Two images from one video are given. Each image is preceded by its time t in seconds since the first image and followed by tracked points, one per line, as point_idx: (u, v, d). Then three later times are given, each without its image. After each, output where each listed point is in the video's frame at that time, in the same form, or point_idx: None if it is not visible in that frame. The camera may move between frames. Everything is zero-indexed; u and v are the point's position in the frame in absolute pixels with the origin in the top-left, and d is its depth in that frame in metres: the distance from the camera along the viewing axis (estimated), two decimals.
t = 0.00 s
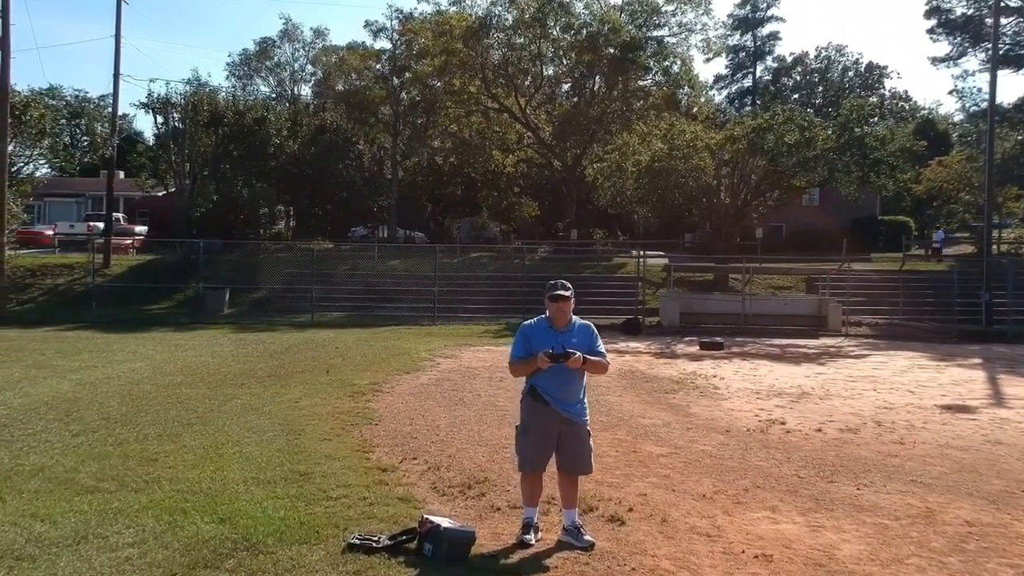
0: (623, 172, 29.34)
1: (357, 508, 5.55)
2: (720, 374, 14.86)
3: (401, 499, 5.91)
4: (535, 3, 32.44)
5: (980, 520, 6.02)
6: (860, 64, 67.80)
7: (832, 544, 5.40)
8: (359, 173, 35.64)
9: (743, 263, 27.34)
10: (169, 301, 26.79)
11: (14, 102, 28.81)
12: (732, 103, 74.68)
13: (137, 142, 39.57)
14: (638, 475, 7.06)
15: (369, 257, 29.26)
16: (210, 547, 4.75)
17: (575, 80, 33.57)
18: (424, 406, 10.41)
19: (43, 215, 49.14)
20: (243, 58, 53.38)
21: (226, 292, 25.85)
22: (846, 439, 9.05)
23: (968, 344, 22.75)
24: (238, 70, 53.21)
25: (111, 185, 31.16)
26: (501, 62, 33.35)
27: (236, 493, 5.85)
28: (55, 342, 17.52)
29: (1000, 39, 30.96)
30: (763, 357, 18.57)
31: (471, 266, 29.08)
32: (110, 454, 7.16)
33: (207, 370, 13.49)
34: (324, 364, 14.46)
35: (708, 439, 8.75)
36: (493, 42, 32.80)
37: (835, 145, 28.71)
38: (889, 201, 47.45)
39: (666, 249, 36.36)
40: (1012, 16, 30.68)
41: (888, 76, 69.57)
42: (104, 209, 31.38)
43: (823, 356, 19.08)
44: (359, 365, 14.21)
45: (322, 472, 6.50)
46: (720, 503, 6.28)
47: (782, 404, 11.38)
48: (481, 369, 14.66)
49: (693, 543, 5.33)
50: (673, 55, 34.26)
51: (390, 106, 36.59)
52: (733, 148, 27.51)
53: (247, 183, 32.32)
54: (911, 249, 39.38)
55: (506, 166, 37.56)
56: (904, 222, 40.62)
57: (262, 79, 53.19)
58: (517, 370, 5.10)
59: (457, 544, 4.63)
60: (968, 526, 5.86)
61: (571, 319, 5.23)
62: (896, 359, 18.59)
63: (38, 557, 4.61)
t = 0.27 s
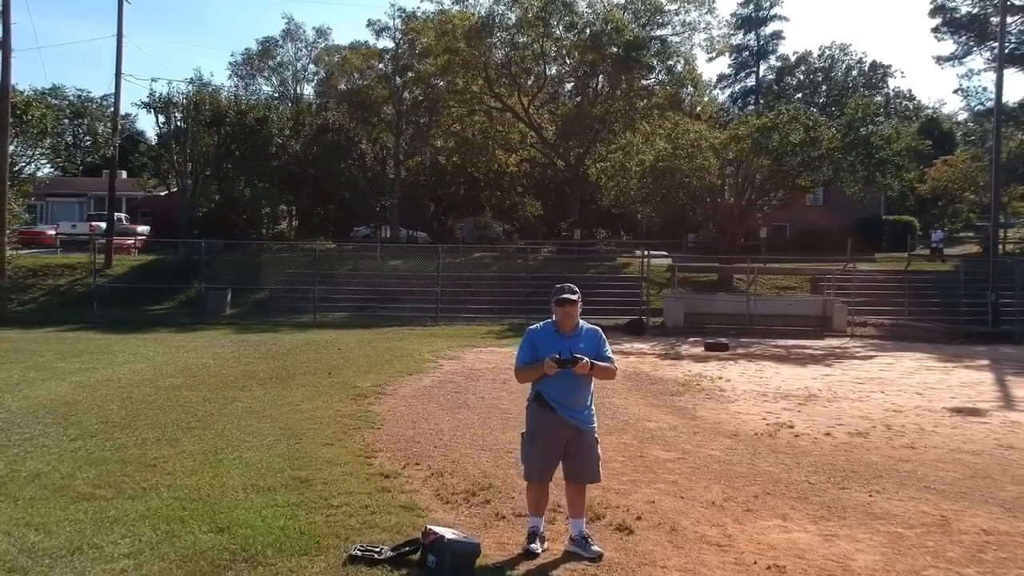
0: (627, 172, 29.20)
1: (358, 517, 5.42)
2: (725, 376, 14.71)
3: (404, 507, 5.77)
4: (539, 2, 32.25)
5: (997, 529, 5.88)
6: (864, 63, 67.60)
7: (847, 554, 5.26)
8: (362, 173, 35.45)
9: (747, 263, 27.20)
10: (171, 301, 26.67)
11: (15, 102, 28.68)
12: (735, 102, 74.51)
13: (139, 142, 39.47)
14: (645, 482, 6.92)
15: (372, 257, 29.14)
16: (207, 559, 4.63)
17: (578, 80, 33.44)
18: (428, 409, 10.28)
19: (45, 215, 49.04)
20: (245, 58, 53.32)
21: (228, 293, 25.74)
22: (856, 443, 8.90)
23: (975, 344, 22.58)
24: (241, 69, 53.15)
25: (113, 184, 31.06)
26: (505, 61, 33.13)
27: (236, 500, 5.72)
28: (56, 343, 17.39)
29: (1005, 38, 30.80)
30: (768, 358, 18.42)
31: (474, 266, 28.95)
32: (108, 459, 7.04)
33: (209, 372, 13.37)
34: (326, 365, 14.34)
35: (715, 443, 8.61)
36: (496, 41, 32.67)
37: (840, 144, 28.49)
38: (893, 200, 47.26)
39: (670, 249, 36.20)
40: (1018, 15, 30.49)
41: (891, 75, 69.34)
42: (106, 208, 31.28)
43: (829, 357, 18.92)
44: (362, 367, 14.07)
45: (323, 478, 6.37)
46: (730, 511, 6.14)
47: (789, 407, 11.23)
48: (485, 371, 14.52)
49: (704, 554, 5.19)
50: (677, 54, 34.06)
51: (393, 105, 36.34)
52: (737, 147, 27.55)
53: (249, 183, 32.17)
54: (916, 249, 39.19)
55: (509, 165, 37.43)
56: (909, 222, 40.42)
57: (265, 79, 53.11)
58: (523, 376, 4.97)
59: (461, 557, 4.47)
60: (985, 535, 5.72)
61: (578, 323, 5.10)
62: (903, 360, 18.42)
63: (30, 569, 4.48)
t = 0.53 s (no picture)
0: (630, 172, 29.08)
1: (360, 527, 5.30)
2: (730, 378, 14.58)
3: (406, 515, 5.65)
4: (542, 1, 32.13)
5: (1013, 538, 5.76)
6: (868, 62, 67.41)
7: (859, 565, 5.14)
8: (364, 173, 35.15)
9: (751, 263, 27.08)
10: (173, 302, 26.57)
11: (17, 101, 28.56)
12: (738, 102, 74.34)
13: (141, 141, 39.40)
14: (652, 488, 6.80)
15: (374, 257, 29.05)
16: (204, 572, 4.51)
17: (581, 80, 33.32)
18: (431, 413, 10.17)
19: (47, 215, 48.97)
20: (248, 57, 53.28)
21: (230, 293, 25.65)
22: (865, 447, 8.77)
23: (981, 346, 22.43)
24: (243, 69, 53.11)
25: (115, 184, 30.97)
26: (508, 61, 33.01)
27: (235, 509, 5.61)
28: (57, 345, 17.29)
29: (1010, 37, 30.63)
30: (773, 360, 18.29)
31: (477, 267, 28.83)
32: (106, 465, 6.92)
33: (210, 374, 13.26)
34: (328, 367, 14.23)
35: (722, 448, 8.49)
36: (498, 41, 32.53)
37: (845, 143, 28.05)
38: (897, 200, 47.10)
39: (673, 249, 36.06)
40: (1023, 14, 30.31)
41: (895, 74, 69.10)
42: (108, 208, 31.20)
43: (834, 358, 18.79)
44: (364, 369, 13.96)
45: (324, 485, 6.26)
46: (739, 519, 6.02)
47: (796, 410, 11.10)
48: (488, 373, 14.40)
49: (713, 565, 5.07)
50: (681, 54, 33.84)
51: (395, 105, 36.00)
52: (742, 146, 27.67)
53: (251, 183, 32.06)
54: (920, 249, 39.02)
55: (511, 165, 37.33)
56: (913, 221, 40.25)
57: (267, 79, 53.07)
58: (528, 382, 4.86)
59: (464, 569, 4.38)
60: (1000, 545, 5.60)
61: (584, 329, 4.98)
62: (909, 362, 18.27)
63: None
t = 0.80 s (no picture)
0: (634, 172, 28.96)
1: (361, 538, 5.20)
2: (735, 381, 14.46)
3: (408, 525, 5.55)
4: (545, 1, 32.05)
5: None
6: (871, 62, 67.22)
7: None
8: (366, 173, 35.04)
9: (755, 264, 26.98)
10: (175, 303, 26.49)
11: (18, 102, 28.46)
12: (741, 102, 74.21)
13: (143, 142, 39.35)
14: (658, 496, 6.69)
15: (376, 258, 28.96)
16: None
17: (584, 80, 33.21)
18: (433, 417, 10.07)
19: (49, 215, 48.89)
20: (250, 57, 53.24)
21: (231, 294, 25.57)
22: (872, 453, 8.66)
23: (987, 347, 22.28)
24: (246, 69, 53.08)
25: (117, 185, 30.90)
26: (510, 61, 32.94)
27: (234, 518, 5.52)
28: (58, 347, 17.20)
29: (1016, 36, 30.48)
30: (777, 362, 18.17)
31: (480, 268, 28.73)
32: (104, 472, 6.82)
33: (211, 377, 13.18)
34: (330, 370, 14.14)
35: (728, 454, 8.38)
36: (501, 41, 32.48)
37: (849, 144, 28.03)
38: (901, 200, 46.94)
39: (676, 250, 35.94)
40: None
41: (899, 74, 68.88)
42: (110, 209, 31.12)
43: (839, 360, 18.66)
44: (366, 372, 13.86)
45: (324, 494, 6.15)
46: (747, 529, 5.91)
47: (802, 414, 10.99)
48: (490, 375, 14.29)
49: None
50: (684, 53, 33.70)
51: (398, 105, 36.14)
52: (746, 148, 27.23)
53: (253, 184, 31.95)
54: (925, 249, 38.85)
55: (514, 166, 37.23)
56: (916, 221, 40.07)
57: (269, 79, 52.98)
58: (532, 391, 4.76)
59: None
60: (1013, 556, 5.49)
61: (590, 336, 4.88)
62: (915, 364, 18.14)
63: None
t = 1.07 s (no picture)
0: (637, 173, 28.88)
1: (362, 549, 5.13)
2: (739, 383, 14.38)
3: (410, 535, 5.47)
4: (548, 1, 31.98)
5: None
6: (875, 61, 67.09)
7: None
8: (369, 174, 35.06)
9: (759, 265, 26.88)
10: (176, 304, 26.44)
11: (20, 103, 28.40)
12: (744, 102, 74.10)
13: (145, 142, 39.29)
14: (663, 504, 6.62)
15: (379, 259, 28.91)
16: None
17: (587, 80, 33.07)
18: (436, 422, 10.00)
19: (51, 215, 48.86)
20: (253, 57, 53.19)
21: (234, 295, 25.52)
22: (879, 459, 8.57)
23: (992, 349, 22.17)
24: (248, 69, 53.05)
25: (119, 186, 30.84)
26: (513, 61, 32.88)
27: (234, 527, 5.45)
28: (59, 349, 17.13)
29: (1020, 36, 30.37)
30: (781, 364, 18.09)
31: (482, 269, 28.67)
32: (104, 479, 6.75)
33: (213, 379, 13.12)
34: (332, 373, 14.07)
35: (734, 459, 8.30)
36: (504, 41, 32.44)
37: (853, 144, 28.01)
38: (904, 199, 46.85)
39: (679, 250, 35.87)
40: None
41: (902, 73, 68.69)
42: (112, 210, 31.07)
43: (843, 362, 18.59)
44: (368, 375, 13.79)
45: (326, 502, 6.08)
46: (754, 537, 5.84)
47: (807, 418, 10.90)
48: (493, 378, 14.22)
49: None
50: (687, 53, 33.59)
51: (400, 105, 36.05)
52: (749, 149, 27.05)
53: (255, 184, 32.10)
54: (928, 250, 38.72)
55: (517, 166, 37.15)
56: (920, 222, 39.95)
57: (272, 79, 52.90)
58: (536, 400, 4.69)
59: None
60: None
61: (594, 344, 4.81)
62: (920, 366, 18.03)
63: None
